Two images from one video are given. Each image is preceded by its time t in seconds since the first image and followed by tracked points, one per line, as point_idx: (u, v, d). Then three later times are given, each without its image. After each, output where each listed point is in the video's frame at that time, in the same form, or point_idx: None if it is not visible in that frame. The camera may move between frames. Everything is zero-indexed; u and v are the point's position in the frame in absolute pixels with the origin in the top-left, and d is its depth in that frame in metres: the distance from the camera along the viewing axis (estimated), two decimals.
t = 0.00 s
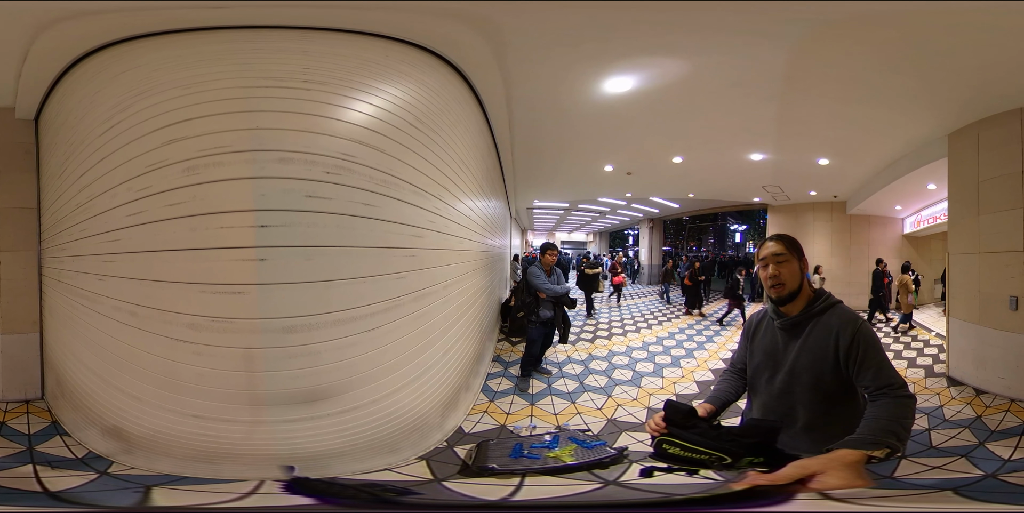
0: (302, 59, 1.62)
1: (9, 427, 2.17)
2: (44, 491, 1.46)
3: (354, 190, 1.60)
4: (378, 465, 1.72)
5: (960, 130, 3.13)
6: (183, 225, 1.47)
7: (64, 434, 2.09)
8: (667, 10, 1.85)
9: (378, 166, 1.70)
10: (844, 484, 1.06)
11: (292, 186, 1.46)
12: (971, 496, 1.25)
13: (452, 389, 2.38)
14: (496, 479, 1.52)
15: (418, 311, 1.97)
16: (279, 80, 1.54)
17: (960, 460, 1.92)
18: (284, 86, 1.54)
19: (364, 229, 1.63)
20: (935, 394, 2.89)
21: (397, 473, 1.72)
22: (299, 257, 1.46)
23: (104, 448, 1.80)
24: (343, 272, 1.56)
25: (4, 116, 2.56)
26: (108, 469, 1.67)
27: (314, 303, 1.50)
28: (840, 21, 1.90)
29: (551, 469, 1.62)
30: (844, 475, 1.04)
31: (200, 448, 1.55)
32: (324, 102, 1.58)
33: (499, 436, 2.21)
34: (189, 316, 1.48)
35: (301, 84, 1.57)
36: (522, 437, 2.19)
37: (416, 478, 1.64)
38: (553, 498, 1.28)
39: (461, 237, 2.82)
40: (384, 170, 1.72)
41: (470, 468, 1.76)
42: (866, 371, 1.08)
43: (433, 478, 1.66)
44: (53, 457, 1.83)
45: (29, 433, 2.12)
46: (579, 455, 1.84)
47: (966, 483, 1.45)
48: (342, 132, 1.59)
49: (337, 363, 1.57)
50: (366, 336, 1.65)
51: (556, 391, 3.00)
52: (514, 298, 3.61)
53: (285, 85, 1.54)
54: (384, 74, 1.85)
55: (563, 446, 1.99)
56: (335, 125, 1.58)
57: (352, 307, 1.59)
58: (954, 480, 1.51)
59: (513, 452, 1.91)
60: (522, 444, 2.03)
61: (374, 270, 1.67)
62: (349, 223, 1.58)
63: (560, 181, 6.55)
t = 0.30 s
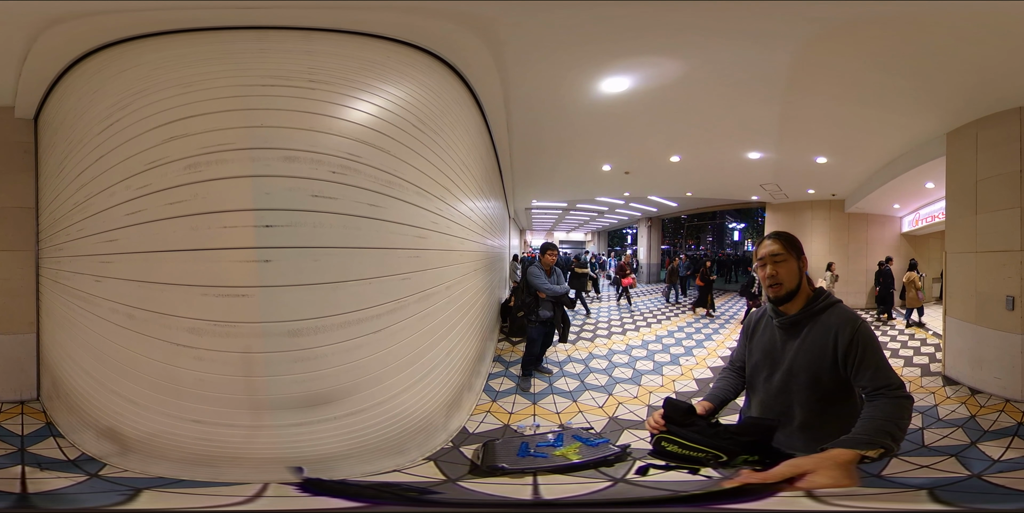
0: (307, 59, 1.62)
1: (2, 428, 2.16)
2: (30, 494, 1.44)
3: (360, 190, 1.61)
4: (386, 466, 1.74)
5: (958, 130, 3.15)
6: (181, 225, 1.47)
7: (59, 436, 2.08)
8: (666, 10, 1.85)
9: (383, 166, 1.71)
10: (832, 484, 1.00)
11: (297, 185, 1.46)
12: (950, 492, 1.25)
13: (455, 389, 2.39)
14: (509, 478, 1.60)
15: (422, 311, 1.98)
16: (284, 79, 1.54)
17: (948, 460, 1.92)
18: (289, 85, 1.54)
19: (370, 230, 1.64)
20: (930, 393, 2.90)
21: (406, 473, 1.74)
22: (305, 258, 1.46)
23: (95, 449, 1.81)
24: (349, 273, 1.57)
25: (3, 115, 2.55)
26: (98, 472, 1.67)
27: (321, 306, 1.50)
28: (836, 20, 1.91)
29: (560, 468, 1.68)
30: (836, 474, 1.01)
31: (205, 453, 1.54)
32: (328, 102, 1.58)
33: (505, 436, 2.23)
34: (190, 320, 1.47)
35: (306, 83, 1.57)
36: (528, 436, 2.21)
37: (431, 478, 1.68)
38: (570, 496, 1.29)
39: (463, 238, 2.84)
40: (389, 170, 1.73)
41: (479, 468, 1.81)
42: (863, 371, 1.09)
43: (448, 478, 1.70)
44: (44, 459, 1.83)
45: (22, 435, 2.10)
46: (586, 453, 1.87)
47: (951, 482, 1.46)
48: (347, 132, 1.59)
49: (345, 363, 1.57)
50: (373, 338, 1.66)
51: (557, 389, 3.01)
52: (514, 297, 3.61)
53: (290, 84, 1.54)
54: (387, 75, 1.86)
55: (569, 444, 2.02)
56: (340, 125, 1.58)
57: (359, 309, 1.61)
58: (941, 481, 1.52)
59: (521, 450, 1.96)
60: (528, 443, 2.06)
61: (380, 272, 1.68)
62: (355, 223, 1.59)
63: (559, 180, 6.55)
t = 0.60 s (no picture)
0: (308, 57, 1.62)
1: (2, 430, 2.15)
2: (30, 495, 1.43)
3: (363, 188, 1.61)
4: (391, 465, 1.75)
5: (957, 131, 3.16)
6: (181, 224, 1.46)
7: (58, 437, 2.07)
8: (669, 11, 1.85)
9: (386, 165, 1.72)
10: (826, 486, 1.02)
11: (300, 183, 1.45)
12: (946, 492, 1.26)
13: (456, 388, 2.41)
14: (510, 477, 1.61)
15: (423, 310, 2.00)
16: (285, 77, 1.54)
17: (943, 460, 1.94)
18: (291, 83, 1.53)
19: (373, 228, 1.65)
20: (928, 394, 2.92)
21: (409, 472, 1.75)
22: (309, 256, 1.46)
23: (97, 450, 1.81)
24: (353, 272, 1.57)
25: None
26: (102, 473, 1.66)
27: (323, 305, 1.50)
28: (837, 23, 1.91)
29: (559, 466, 1.69)
30: (833, 475, 1.02)
31: (207, 454, 1.54)
32: (330, 100, 1.58)
33: (505, 434, 2.24)
34: (192, 320, 1.47)
35: (309, 81, 1.56)
36: (527, 434, 2.21)
37: (436, 477, 1.69)
38: (569, 495, 1.30)
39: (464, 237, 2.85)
40: (391, 169, 1.74)
41: (483, 466, 1.81)
42: (864, 374, 1.09)
43: (452, 477, 1.69)
44: (44, 460, 1.82)
45: (21, 436, 2.09)
46: (585, 451, 1.88)
47: (946, 483, 1.47)
48: (350, 130, 1.59)
49: (348, 361, 1.58)
50: (376, 337, 1.67)
51: (557, 388, 3.02)
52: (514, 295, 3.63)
53: (292, 82, 1.53)
54: (388, 73, 1.86)
55: (568, 442, 2.02)
56: (343, 123, 1.58)
57: (363, 307, 1.61)
58: (937, 481, 1.53)
59: (521, 449, 1.96)
60: (528, 442, 2.06)
61: (384, 270, 1.69)
62: (358, 221, 1.59)
63: (559, 180, 6.55)
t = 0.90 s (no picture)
0: (310, 56, 1.62)
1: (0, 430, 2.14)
2: (25, 495, 1.43)
3: (365, 188, 1.61)
4: (393, 465, 1.75)
5: (955, 131, 3.17)
6: (181, 223, 1.45)
7: (56, 437, 2.06)
8: (670, 11, 1.85)
9: (388, 164, 1.72)
10: (829, 485, 1.04)
11: (302, 182, 1.45)
12: (947, 492, 1.26)
13: (457, 388, 2.41)
14: (515, 477, 1.61)
15: (425, 310, 2.00)
16: (288, 76, 1.53)
17: (943, 460, 1.94)
18: (293, 82, 1.53)
19: (375, 228, 1.65)
20: (928, 394, 2.93)
21: (411, 473, 1.75)
22: (311, 255, 1.46)
23: (94, 451, 1.79)
24: (355, 272, 1.57)
25: None
26: (95, 474, 1.66)
27: (325, 304, 1.50)
28: (837, 22, 1.91)
29: (564, 466, 1.69)
30: (835, 475, 1.03)
31: (206, 455, 1.53)
32: (332, 99, 1.58)
33: (507, 434, 2.23)
34: (188, 321, 1.47)
35: (311, 80, 1.56)
36: (529, 434, 2.21)
37: (442, 477, 1.70)
38: (576, 495, 1.30)
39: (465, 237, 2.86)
40: (393, 169, 1.75)
41: (487, 466, 1.82)
42: (864, 373, 1.09)
43: (459, 477, 1.70)
44: (39, 460, 1.81)
45: (20, 436, 2.08)
46: (586, 451, 1.88)
47: (946, 483, 1.47)
48: (352, 129, 1.59)
49: (350, 360, 1.57)
50: (378, 337, 1.67)
51: (558, 388, 3.02)
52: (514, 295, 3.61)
53: (294, 81, 1.53)
54: (390, 72, 1.86)
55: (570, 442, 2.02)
56: (344, 122, 1.57)
57: (364, 307, 1.61)
58: (937, 481, 1.54)
59: (523, 449, 1.96)
60: (531, 442, 2.05)
61: (385, 269, 1.69)
62: (360, 220, 1.59)
63: (560, 180, 6.54)
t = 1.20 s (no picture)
0: (312, 55, 1.62)
1: None
2: (27, 495, 1.42)
3: (366, 186, 1.61)
4: (392, 465, 1.75)
5: (954, 132, 3.18)
6: (182, 221, 1.44)
7: (57, 437, 2.05)
8: (671, 12, 1.86)
9: (390, 163, 1.73)
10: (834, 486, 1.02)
11: (303, 180, 1.45)
12: (948, 491, 1.26)
13: (458, 388, 2.41)
14: (513, 477, 1.60)
15: (426, 310, 2.00)
16: (290, 75, 1.54)
17: (942, 459, 1.94)
18: (295, 81, 1.54)
19: (376, 227, 1.65)
20: (928, 394, 2.92)
21: (412, 473, 1.75)
22: (312, 254, 1.46)
23: (95, 451, 1.79)
24: (356, 271, 1.57)
25: None
26: (100, 474, 1.65)
27: (325, 303, 1.49)
28: (838, 23, 1.92)
29: (562, 466, 1.69)
30: (839, 476, 1.02)
31: (205, 455, 1.53)
32: (334, 98, 1.58)
33: (506, 434, 2.23)
34: (188, 321, 1.46)
35: (312, 79, 1.57)
36: (529, 434, 2.20)
37: (440, 478, 1.69)
38: (574, 495, 1.30)
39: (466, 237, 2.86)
40: (395, 167, 1.75)
41: (483, 466, 1.81)
42: (865, 374, 1.09)
43: (456, 477, 1.69)
44: (44, 460, 1.81)
45: (19, 436, 2.08)
46: (586, 451, 1.87)
47: (945, 482, 1.47)
48: (353, 128, 1.59)
49: (351, 360, 1.57)
50: (379, 336, 1.67)
51: (558, 388, 3.02)
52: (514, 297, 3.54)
53: (295, 80, 1.54)
54: (392, 71, 1.87)
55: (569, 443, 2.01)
56: (346, 121, 1.58)
57: (365, 306, 1.61)
58: (938, 481, 1.53)
59: (522, 449, 1.96)
60: (529, 442, 2.05)
61: (386, 269, 1.69)
62: (361, 219, 1.59)
63: (560, 180, 6.55)
